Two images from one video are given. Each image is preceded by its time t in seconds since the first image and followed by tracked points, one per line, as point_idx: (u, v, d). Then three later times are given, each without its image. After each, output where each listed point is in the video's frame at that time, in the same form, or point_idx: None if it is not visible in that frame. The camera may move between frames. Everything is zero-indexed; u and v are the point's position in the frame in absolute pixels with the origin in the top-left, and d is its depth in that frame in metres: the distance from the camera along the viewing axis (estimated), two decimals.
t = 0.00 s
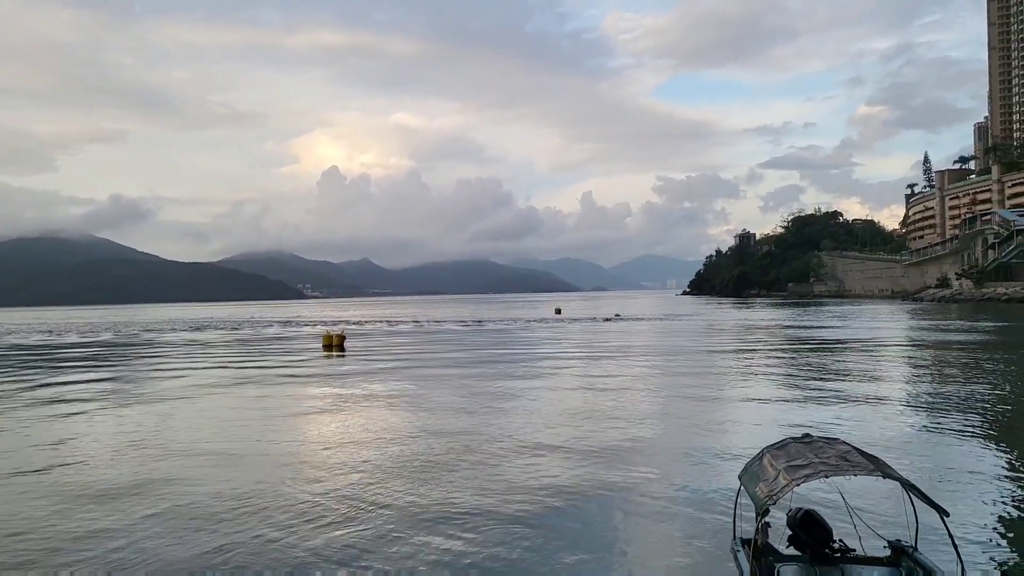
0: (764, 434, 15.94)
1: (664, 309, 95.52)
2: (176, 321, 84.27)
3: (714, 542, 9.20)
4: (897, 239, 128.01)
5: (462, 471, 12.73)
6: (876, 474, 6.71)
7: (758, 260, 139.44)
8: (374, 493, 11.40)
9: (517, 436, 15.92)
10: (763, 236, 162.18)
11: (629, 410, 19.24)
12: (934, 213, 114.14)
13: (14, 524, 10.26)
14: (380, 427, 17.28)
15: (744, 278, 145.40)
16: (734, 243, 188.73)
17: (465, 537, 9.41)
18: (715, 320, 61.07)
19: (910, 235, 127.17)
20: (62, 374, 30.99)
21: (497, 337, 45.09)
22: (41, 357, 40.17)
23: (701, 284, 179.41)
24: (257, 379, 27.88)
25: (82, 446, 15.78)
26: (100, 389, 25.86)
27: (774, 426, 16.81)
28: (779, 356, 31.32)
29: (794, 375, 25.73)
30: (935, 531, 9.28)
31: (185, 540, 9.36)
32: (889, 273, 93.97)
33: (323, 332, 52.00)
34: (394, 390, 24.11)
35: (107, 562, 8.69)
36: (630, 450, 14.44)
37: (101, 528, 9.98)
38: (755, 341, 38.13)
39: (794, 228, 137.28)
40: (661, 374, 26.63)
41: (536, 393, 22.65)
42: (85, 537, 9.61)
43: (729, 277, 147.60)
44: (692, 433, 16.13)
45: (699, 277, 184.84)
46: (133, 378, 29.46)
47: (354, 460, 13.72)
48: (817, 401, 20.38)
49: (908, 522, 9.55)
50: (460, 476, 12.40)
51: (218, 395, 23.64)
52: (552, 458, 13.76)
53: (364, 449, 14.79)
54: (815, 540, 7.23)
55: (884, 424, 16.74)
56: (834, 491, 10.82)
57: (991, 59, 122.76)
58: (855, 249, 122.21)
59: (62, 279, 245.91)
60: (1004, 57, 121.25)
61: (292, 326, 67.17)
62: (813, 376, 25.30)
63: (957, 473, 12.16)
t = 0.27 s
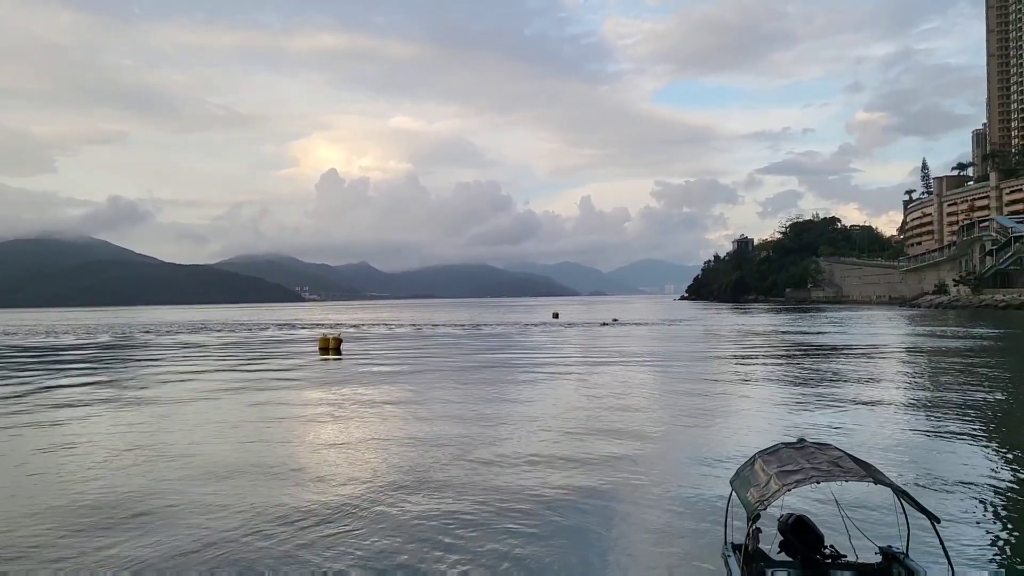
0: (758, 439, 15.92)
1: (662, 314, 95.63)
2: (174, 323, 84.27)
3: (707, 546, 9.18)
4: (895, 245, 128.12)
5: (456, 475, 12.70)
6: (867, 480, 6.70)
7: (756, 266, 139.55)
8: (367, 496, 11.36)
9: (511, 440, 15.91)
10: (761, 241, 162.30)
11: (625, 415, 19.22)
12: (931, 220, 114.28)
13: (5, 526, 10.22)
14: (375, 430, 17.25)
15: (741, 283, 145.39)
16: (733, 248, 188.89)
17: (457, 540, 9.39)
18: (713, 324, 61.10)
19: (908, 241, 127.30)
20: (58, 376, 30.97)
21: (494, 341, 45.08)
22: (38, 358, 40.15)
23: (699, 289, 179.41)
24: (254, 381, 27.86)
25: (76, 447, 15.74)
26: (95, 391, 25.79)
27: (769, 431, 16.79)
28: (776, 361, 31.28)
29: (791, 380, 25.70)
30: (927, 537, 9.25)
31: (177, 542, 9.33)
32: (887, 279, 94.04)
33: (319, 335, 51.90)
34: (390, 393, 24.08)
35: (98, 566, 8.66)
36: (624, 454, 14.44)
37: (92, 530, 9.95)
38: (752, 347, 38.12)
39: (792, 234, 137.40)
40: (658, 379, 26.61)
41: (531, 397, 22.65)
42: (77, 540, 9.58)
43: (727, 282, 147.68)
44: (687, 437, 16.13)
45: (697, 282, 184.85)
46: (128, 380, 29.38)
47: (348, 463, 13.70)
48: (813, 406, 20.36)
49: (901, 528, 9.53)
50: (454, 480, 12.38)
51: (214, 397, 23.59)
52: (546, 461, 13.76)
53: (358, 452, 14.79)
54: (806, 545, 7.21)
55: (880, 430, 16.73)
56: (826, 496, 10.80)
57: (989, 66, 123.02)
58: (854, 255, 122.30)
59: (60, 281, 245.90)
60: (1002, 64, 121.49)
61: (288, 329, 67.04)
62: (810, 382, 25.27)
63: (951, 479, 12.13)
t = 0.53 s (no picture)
0: (757, 441, 15.91)
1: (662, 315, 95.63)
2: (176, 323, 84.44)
3: (704, 548, 9.15)
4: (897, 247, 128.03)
5: (455, 476, 12.69)
6: (862, 482, 6.69)
7: (758, 267, 139.45)
8: (364, 497, 11.35)
9: (510, 441, 15.91)
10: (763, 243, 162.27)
11: (624, 416, 19.22)
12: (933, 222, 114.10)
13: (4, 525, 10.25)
14: (375, 431, 17.21)
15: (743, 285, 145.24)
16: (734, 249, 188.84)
17: (456, 541, 9.38)
18: (713, 326, 61.08)
19: (910, 243, 127.10)
20: (59, 375, 31.03)
21: (494, 342, 45.06)
22: (39, 358, 40.22)
23: (700, 291, 179.26)
24: (253, 381, 27.88)
25: (75, 447, 15.75)
26: (95, 391, 25.79)
27: (768, 434, 16.77)
28: (776, 363, 31.23)
29: (791, 383, 25.65)
30: (924, 539, 9.23)
31: (173, 542, 9.32)
32: (888, 281, 93.90)
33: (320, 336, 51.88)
34: (389, 394, 24.08)
35: (94, 565, 8.65)
36: (622, 456, 14.44)
37: (90, 529, 9.95)
38: (753, 349, 38.07)
39: (794, 236, 137.30)
40: (657, 381, 26.60)
41: (531, 398, 22.64)
42: (74, 538, 9.59)
43: (728, 284, 147.64)
44: (686, 439, 16.12)
45: (699, 283, 184.71)
46: (127, 380, 29.37)
47: (346, 463, 13.69)
48: (812, 409, 20.31)
49: (898, 530, 9.51)
50: (452, 480, 12.36)
51: (214, 398, 23.60)
52: (544, 462, 13.76)
53: (357, 452, 14.80)
54: (803, 548, 7.19)
55: (879, 432, 16.70)
56: (823, 498, 10.79)
57: (991, 69, 122.95)
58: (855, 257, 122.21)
59: (62, 280, 246.37)
60: (1004, 66, 121.35)
61: (289, 329, 66.97)
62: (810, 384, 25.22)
63: (949, 481, 12.11)
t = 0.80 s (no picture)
0: (757, 443, 15.88)
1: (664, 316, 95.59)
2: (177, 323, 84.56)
3: (703, 550, 9.11)
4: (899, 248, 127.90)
5: (454, 477, 12.66)
6: (861, 484, 6.66)
7: (759, 269, 139.39)
8: (363, 497, 11.33)
9: (510, 441, 15.88)
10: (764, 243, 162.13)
11: (625, 417, 19.19)
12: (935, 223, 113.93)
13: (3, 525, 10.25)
14: (375, 431, 17.20)
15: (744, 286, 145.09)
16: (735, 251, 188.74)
17: (454, 541, 9.37)
18: (715, 327, 61.04)
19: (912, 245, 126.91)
20: (61, 375, 31.07)
21: (495, 343, 45.06)
22: (40, 358, 40.27)
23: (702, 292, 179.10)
24: (254, 382, 27.86)
25: (75, 447, 15.74)
26: (95, 391, 25.77)
27: (769, 435, 16.72)
28: (777, 365, 31.16)
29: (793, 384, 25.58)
30: (925, 540, 9.20)
31: (171, 543, 9.32)
32: (890, 282, 93.74)
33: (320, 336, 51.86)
34: (390, 394, 24.06)
35: (93, 565, 8.64)
36: (623, 456, 14.42)
37: (89, 529, 9.94)
38: (754, 350, 37.99)
39: (795, 237, 137.22)
40: (658, 381, 26.55)
41: (531, 399, 22.63)
42: (73, 538, 9.59)
43: (729, 285, 147.56)
44: (686, 440, 16.09)
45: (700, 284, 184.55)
46: (128, 380, 29.36)
47: (346, 464, 13.69)
48: (813, 410, 20.26)
49: (898, 531, 9.48)
50: (451, 481, 12.34)
51: (214, 398, 23.59)
52: (544, 463, 13.75)
53: (356, 452, 14.79)
54: (802, 550, 7.16)
55: (880, 433, 16.66)
56: (824, 500, 10.75)
57: (993, 70, 122.84)
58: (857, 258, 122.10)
59: (64, 280, 246.80)
60: (1007, 68, 121.25)
61: (290, 329, 66.91)
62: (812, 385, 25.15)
63: (949, 483, 12.07)
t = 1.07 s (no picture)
0: (759, 444, 15.89)
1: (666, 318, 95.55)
2: (179, 325, 84.63)
3: (705, 552, 9.12)
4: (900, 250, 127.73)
5: (456, 478, 12.67)
6: (864, 486, 6.67)
7: (761, 270, 139.34)
8: (365, 499, 11.35)
9: (513, 443, 15.92)
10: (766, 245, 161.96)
11: (626, 419, 19.19)
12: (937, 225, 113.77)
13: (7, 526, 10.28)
14: (377, 433, 17.19)
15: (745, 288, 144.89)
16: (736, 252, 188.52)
17: (457, 542, 9.39)
18: (716, 329, 60.94)
19: (913, 246, 126.68)
20: (63, 377, 31.12)
21: (498, 345, 45.06)
22: (42, 360, 40.33)
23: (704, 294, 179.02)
24: (257, 383, 27.90)
25: (80, 448, 15.82)
26: (99, 393, 25.84)
27: (771, 436, 16.75)
28: (779, 366, 31.13)
29: (796, 386, 25.55)
30: (930, 543, 9.19)
31: (174, 543, 9.35)
32: (892, 284, 93.62)
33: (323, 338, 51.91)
34: (392, 396, 24.09)
35: (96, 566, 8.68)
36: (624, 457, 14.45)
37: (92, 530, 9.99)
38: (756, 351, 38.02)
39: (797, 239, 137.14)
40: (660, 383, 26.57)
41: (533, 400, 22.69)
42: (77, 539, 9.63)
43: (731, 287, 147.44)
44: (688, 442, 16.12)
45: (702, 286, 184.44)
46: (131, 381, 29.42)
47: (351, 465, 13.74)
48: (815, 412, 20.24)
49: (901, 534, 9.47)
50: (453, 483, 12.35)
51: (217, 399, 23.64)
52: (547, 464, 13.78)
53: (359, 453, 14.84)
54: (805, 551, 7.17)
55: (883, 435, 16.67)
56: (827, 502, 10.74)
57: (994, 71, 122.67)
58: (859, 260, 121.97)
59: (65, 282, 247.05)
60: (1008, 69, 121.03)
61: (292, 331, 66.96)
62: (814, 387, 25.15)
63: (951, 485, 12.06)
